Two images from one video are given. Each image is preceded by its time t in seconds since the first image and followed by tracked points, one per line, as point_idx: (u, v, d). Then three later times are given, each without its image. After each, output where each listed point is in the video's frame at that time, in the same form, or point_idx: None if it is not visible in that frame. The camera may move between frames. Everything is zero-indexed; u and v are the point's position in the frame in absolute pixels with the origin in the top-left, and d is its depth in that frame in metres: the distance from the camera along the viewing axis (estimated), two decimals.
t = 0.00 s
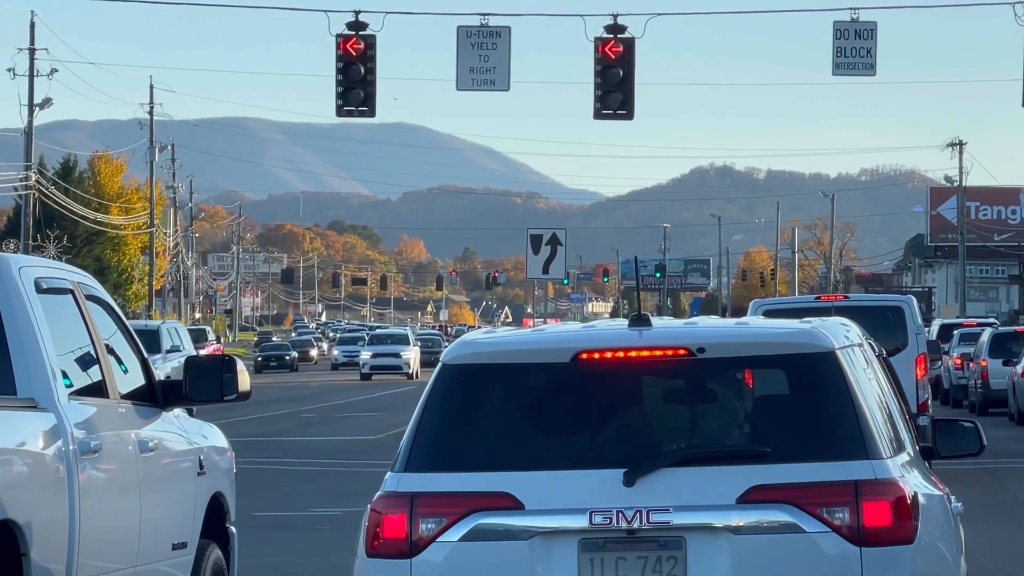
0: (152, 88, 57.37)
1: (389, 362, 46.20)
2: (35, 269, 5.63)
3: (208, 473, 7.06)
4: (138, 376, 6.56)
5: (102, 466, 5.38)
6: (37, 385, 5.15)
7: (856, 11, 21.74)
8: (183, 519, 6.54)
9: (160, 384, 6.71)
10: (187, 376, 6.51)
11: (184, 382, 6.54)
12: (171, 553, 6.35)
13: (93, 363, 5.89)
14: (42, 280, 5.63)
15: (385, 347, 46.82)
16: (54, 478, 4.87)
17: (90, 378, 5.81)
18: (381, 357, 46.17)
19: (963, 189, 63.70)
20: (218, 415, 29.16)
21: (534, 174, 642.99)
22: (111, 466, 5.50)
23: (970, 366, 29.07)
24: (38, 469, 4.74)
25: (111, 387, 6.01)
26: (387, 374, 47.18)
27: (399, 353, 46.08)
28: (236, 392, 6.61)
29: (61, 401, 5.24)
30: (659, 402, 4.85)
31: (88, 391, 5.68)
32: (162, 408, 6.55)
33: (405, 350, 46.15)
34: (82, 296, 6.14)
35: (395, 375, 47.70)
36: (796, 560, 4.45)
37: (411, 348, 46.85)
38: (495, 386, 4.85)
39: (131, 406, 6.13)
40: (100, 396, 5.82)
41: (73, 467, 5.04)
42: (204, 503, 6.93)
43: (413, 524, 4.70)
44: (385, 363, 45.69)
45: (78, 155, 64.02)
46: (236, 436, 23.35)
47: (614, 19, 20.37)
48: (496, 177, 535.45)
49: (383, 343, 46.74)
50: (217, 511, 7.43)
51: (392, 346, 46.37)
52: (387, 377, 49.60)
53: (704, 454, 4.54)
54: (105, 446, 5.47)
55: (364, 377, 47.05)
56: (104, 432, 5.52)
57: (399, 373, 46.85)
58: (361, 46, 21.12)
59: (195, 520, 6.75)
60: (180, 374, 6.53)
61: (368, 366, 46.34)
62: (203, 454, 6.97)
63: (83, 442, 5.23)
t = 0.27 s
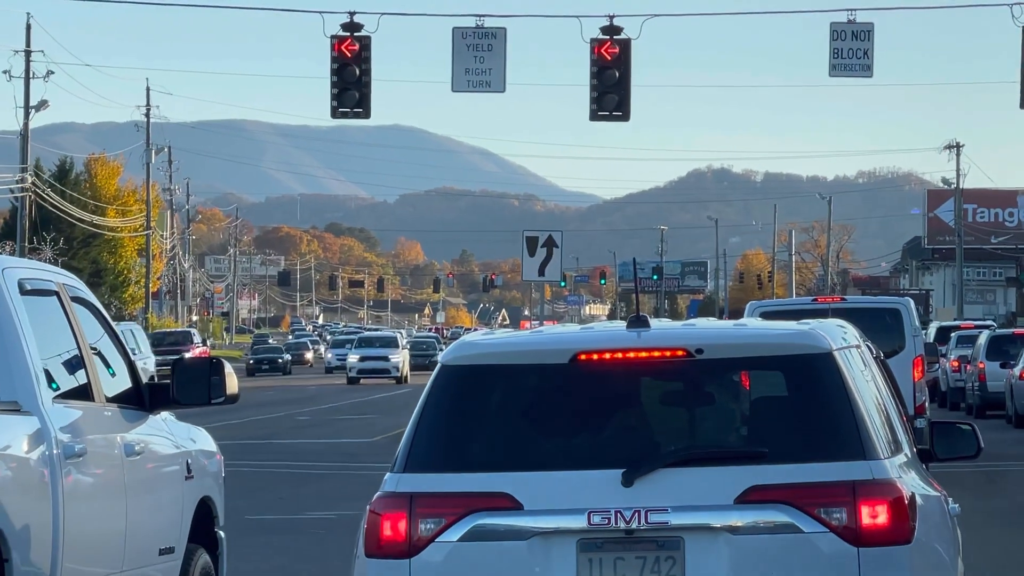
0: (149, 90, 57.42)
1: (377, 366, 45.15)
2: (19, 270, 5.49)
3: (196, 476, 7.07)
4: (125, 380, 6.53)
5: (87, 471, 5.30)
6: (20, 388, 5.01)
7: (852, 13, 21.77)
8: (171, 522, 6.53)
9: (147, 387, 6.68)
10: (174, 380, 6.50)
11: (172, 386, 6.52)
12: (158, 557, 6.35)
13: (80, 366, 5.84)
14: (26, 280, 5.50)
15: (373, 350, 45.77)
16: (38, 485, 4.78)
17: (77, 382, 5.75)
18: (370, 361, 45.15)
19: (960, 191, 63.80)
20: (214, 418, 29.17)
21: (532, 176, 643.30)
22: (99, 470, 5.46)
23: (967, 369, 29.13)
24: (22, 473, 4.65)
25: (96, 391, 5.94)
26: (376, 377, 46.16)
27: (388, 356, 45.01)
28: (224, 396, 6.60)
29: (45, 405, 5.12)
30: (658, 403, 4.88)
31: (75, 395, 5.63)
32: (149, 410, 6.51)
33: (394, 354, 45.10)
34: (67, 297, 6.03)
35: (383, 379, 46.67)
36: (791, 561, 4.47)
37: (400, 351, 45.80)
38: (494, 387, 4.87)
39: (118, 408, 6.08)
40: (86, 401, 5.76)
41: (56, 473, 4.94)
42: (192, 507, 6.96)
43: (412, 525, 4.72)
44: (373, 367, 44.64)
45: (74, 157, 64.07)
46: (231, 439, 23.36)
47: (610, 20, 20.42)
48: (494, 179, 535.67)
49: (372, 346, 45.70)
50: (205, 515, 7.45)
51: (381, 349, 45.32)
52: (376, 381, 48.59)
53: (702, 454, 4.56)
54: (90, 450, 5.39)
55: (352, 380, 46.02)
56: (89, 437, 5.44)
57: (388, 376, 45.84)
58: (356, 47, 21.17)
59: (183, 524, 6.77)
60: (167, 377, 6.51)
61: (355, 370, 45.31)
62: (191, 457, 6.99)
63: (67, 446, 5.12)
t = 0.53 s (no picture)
0: (140, 91, 57.35)
1: (360, 369, 44.16)
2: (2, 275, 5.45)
3: (181, 481, 7.06)
4: (108, 383, 6.49)
5: (70, 475, 5.28)
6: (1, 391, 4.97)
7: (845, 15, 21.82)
8: (156, 528, 6.54)
9: (132, 390, 6.67)
10: (158, 383, 6.57)
11: (156, 389, 6.58)
12: (142, 563, 6.34)
13: (62, 370, 5.82)
14: (7, 283, 5.45)
15: (356, 354, 44.80)
16: (22, 488, 4.76)
17: (61, 385, 5.75)
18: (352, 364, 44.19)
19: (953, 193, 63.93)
20: (204, 421, 29.12)
21: (524, 179, 643.53)
22: (83, 474, 5.45)
23: (960, 372, 29.14)
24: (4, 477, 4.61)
25: (79, 395, 5.92)
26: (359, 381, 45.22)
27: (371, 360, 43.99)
28: (209, 400, 6.65)
29: (26, 408, 5.09)
30: (651, 407, 4.90)
31: (57, 398, 5.61)
32: (134, 414, 6.54)
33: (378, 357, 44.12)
34: (49, 299, 5.96)
35: (365, 383, 45.74)
36: (782, 563, 4.48)
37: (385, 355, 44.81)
38: (489, 392, 4.87)
39: (101, 412, 6.04)
40: (70, 403, 5.75)
41: (38, 476, 4.92)
42: (177, 513, 6.99)
43: (406, 526, 4.72)
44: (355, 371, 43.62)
45: (66, 160, 64.03)
46: (220, 441, 23.34)
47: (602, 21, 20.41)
48: (486, 181, 535.58)
49: (354, 349, 44.71)
50: (191, 519, 7.45)
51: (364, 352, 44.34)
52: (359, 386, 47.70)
53: (696, 456, 4.56)
54: (72, 454, 5.36)
55: (334, 384, 45.06)
56: (70, 441, 5.41)
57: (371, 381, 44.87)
58: (347, 49, 21.15)
59: (167, 529, 6.76)
60: (153, 381, 6.57)
61: (337, 373, 44.34)
62: (176, 462, 6.98)
63: (50, 451, 5.09)
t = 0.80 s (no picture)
0: (125, 94, 57.17)
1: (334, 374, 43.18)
2: None
3: (159, 486, 7.03)
4: (85, 387, 6.46)
5: (44, 480, 5.24)
6: None
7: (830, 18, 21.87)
8: (134, 534, 6.52)
9: (109, 394, 6.66)
10: (136, 387, 6.60)
11: (134, 392, 6.57)
12: (120, 568, 6.32)
13: (39, 374, 5.81)
14: None
15: (330, 358, 43.84)
16: None
17: (37, 389, 5.72)
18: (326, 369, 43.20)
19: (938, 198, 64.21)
20: (187, 425, 29.01)
21: (509, 182, 643.82)
22: (60, 478, 5.44)
23: (944, 376, 29.20)
24: None
25: (54, 399, 5.89)
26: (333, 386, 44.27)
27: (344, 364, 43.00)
28: (187, 403, 6.66)
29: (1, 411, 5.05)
30: (637, 412, 4.89)
31: (33, 402, 5.59)
32: (111, 417, 6.55)
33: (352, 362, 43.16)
34: (26, 303, 5.93)
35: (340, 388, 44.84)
36: (767, 566, 4.47)
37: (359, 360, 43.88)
38: (473, 396, 4.86)
39: (77, 417, 6.02)
40: (46, 407, 5.73)
41: (13, 480, 4.88)
42: (155, 516, 6.97)
43: (391, 530, 4.71)
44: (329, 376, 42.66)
45: (52, 162, 63.90)
46: (203, 445, 23.27)
47: (586, 24, 20.42)
48: (471, 184, 535.64)
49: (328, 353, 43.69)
50: (168, 524, 7.43)
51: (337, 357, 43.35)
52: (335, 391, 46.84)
53: (682, 459, 4.56)
54: (47, 458, 5.33)
55: (307, 389, 44.08)
56: (46, 444, 5.39)
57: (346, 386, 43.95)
58: (331, 51, 21.14)
59: (144, 535, 6.73)
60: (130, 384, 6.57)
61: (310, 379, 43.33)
62: (154, 466, 6.96)
63: (24, 455, 5.06)
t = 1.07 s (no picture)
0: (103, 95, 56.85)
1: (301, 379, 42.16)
2: None
3: (132, 490, 6.96)
4: (57, 390, 6.41)
5: (13, 484, 5.17)
6: None
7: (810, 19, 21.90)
8: (104, 537, 6.45)
9: (81, 398, 6.61)
10: (107, 391, 6.53)
11: (106, 395, 6.53)
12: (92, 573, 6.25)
13: (10, 378, 5.75)
14: None
15: (298, 362, 42.79)
16: None
17: (9, 393, 5.68)
18: (294, 373, 42.20)
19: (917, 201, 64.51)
20: (164, 428, 28.86)
21: (489, 185, 643.82)
22: (33, 483, 5.40)
23: (924, 379, 29.34)
24: None
25: (25, 402, 5.84)
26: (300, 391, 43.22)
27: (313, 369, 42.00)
28: (159, 406, 6.62)
29: None
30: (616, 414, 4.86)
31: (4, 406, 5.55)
32: (82, 422, 6.48)
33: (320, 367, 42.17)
34: None
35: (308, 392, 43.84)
36: (744, 568, 4.46)
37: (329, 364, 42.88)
38: (452, 397, 4.82)
39: (48, 420, 5.96)
40: (18, 411, 5.68)
41: None
42: (127, 520, 6.91)
43: (370, 532, 4.66)
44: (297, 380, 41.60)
45: (29, 164, 63.53)
46: (181, 448, 23.16)
47: (565, 26, 20.39)
48: (451, 187, 535.48)
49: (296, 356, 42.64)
50: (142, 528, 7.36)
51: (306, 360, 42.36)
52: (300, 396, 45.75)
53: (661, 462, 4.54)
54: (18, 463, 5.27)
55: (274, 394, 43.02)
56: (16, 448, 5.33)
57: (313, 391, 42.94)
58: (309, 53, 21.06)
59: (116, 540, 6.67)
60: (101, 388, 6.51)
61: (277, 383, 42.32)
62: (127, 471, 6.90)
63: None
